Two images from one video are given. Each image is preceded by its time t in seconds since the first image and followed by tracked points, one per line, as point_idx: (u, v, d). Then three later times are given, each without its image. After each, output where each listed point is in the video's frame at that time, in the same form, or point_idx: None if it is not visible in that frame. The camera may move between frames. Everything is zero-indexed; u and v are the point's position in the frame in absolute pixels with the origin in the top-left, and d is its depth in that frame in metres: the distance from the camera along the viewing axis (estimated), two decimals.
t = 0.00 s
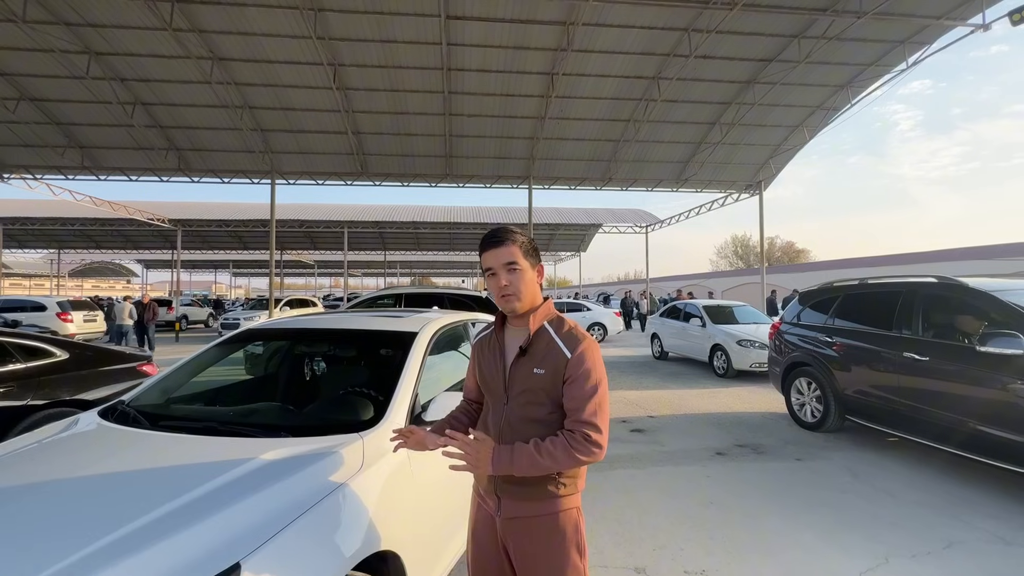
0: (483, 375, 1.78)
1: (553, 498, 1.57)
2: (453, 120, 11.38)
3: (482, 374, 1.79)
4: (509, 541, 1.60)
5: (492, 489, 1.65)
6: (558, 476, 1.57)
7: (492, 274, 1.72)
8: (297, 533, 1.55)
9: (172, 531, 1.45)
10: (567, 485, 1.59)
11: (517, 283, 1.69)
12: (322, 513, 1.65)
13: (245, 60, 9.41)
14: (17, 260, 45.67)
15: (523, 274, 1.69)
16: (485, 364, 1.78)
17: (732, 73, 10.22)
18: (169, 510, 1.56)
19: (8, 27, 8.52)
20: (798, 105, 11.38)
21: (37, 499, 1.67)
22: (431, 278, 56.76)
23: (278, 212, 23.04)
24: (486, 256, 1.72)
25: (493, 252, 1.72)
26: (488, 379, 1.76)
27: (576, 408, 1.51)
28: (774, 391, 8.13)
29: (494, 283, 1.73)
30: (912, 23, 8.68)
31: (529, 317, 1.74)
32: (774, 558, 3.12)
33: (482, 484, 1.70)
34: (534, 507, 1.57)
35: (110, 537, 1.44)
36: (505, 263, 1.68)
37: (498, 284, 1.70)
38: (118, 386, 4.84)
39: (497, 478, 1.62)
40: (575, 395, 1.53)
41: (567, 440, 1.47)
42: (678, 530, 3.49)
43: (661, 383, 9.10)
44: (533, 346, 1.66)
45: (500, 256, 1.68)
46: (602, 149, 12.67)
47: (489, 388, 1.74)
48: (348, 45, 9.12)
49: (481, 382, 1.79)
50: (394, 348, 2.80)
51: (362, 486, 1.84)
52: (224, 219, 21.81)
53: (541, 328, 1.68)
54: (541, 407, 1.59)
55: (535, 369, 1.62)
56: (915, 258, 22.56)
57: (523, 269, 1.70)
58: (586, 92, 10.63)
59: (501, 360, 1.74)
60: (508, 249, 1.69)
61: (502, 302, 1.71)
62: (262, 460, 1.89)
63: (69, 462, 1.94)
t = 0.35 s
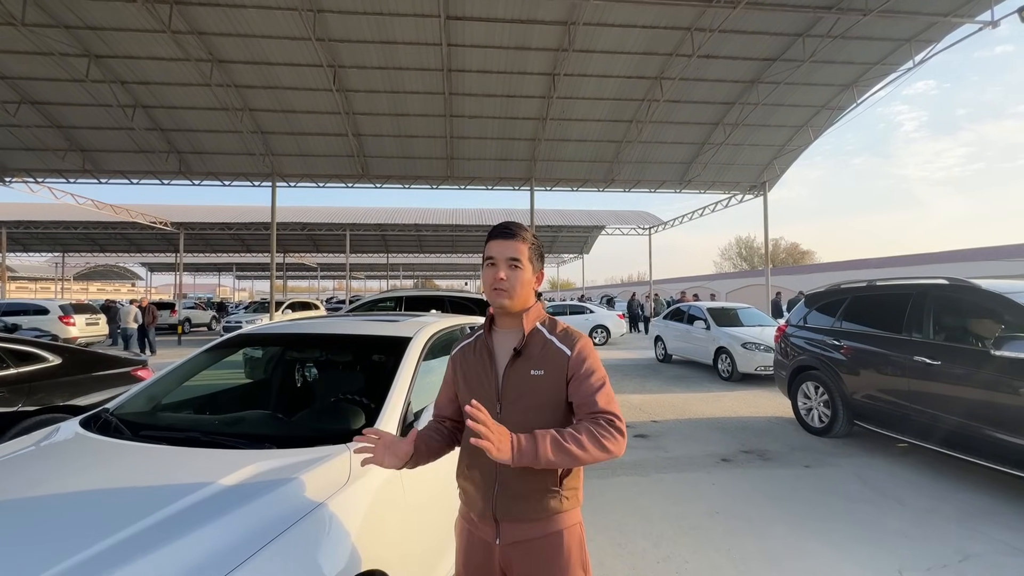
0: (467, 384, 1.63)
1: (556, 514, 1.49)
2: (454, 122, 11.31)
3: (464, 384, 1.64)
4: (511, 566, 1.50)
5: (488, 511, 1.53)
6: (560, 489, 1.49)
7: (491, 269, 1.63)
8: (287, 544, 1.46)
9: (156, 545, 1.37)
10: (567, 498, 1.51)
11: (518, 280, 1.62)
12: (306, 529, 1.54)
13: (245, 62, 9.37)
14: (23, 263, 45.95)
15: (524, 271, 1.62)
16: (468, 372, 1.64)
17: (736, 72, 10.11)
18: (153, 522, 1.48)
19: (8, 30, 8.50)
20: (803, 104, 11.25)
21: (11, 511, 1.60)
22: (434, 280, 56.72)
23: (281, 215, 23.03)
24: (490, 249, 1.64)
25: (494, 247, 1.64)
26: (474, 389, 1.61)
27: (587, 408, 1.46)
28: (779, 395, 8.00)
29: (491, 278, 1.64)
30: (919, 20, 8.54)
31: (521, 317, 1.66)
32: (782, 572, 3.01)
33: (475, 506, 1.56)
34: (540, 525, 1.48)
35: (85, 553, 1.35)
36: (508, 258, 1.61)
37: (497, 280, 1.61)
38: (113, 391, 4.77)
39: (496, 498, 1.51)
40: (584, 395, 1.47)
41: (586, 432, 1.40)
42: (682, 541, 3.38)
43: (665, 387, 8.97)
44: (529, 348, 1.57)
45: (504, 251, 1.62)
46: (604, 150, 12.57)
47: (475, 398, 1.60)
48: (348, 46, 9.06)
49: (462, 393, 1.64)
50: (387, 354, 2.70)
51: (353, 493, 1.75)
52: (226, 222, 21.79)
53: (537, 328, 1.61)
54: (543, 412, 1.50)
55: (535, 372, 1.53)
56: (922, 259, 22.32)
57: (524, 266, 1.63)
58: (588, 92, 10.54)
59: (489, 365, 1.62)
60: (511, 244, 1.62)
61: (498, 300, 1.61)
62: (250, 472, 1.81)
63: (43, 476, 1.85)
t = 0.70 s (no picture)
0: (465, 388, 1.49)
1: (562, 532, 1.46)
2: (456, 123, 11.26)
3: (463, 390, 1.49)
4: None
5: (493, 528, 1.43)
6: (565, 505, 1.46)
7: (504, 262, 1.53)
8: (260, 563, 1.35)
9: (126, 561, 1.29)
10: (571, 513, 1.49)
11: (530, 277, 1.54)
12: (290, 543, 1.44)
13: (246, 64, 9.34)
14: (28, 266, 46.15)
15: (537, 267, 1.56)
16: (469, 376, 1.50)
17: (740, 72, 10.01)
18: (118, 539, 1.37)
19: (10, 33, 8.51)
20: (808, 104, 11.13)
21: None
22: (437, 282, 56.69)
23: (284, 218, 23.04)
24: (503, 242, 1.55)
25: (507, 239, 1.55)
26: (475, 394, 1.47)
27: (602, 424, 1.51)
28: (785, 399, 7.88)
29: (503, 272, 1.53)
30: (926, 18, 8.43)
31: (526, 318, 1.58)
32: None
33: (477, 525, 1.45)
34: (547, 540, 1.43)
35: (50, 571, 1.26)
36: (523, 253, 1.53)
37: (511, 275, 1.52)
38: (109, 395, 4.72)
39: (503, 515, 1.42)
40: (596, 411, 1.52)
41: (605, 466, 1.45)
42: (686, 548, 3.30)
43: (669, 390, 8.88)
44: (539, 352, 1.51)
45: (518, 245, 1.53)
46: (607, 151, 12.48)
47: (478, 407, 1.46)
48: (349, 48, 9.03)
49: (460, 401, 1.49)
50: (380, 358, 2.63)
51: (333, 509, 1.62)
52: (230, 224, 21.82)
53: (545, 331, 1.56)
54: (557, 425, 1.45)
55: (548, 377, 1.47)
56: (930, 260, 22.09)
57: (537, 263, 1.56)
58: (591, 93, 10.48)
59: (493, 368, 1.50)
60: (526, 237, 1.54)
61: (509, 296, 1.52)
62: (228, 483, 1.69)
63: (19, 484, 1.78)
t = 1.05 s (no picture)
0: (471, 398, 1.45)
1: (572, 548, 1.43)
2: (457, 124, 11.24)
3: (469, 401, 1.45)
4: None
5: (498, 544, 1.39)
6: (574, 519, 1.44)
7: (508, 266, 1.50)
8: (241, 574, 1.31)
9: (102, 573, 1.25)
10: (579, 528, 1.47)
11: (535, 280, 1.50)
12: (273, 552, 1.40)
13: (247, 65, 9.34)
14: (32, 267, 46.34)
15: (542, 270, 1.52)
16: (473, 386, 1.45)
17: (743, 72, 9.96)
18: (95, 550, 1.34)
19: (12, 35, 8.54)
20: (811, 104, 11.07)
21: None
22: (439, 284, 56.69)
23: (286, 219, 23.06)
24: (505, 244, 1.51)
25: (510, 241, 1.50)
26: (481, 405, 1.43)
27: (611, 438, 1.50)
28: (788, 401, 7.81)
29: (507, 277, 1.49)
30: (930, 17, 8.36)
31: (532, 323, 1.55)
32: None
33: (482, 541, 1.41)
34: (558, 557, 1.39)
35: None
36: (528, 256, 1.49)
37: (516, 279, 1.48)
38: (107, 396, 4.69)
39: (511, 530, 1.38)
40: (605, 423, 1.50)
41: (610, 484, 1.46)
42: (687, 554, 3.25)
43: (671, 392, 8.82)
44: (548, 361, 1.48)
45: (522, 247, 1.49)
46: (609, 152, 12.45)
47: (486, 418, 1.42)
48: (349, 49, 9.03)
49: (465, 411, 1.45)
50: (375, 360, 2.60)
51: (322, 515, 1.59)
52: (232, 225, 21.86)
53: (553, 338, 1.53)
54: (567, 438, 1.43)
55: (557, 388, 1.44)
56: (934, 262, 21.96)
57: (543, 267, 1.52)
58: (592, 94, 10.45)
59: (500, 377, 1.46)
60: (529, 238, 1.51)
61: (516, 302, 1.48)
62: (214, 489, 1.66)
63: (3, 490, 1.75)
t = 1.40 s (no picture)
0: (473, 396, 1.48)
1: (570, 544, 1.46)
2: (459, 125, 11.28)
3: (471, 399, 1.49)
4: None
5: (499, 538, 1.42)
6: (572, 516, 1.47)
7: (509, 268, 1.53)
8: (248, 567, 1.34)
9: (116, 563, 1.29)
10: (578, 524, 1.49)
11: (536, 283, 1.53)
12: (279, 546, 1.44)
13: (251, 67, 9.40)
14: (35, 267, 46.52)
15: (542, 272, 1.55)
16: (475, 385, 1.49)
17: (745, 73, 9.98)
18: (108, 543, 1.38)
19: (18, 37, 8.61)
20: (813, 106, 11.09)
21: None
22: (441, 284, 56.73)
23: (288, 220, 23.14)
24: (505, 247, 1.54)
25: (509, 244, 1.54)
26: (483, 404, 1.47)
27: (612, 437, 1.52)
28: (789, 403, 7.83)
29: (508, 280, 1.53)
30: (931, 19, 8.38)
31: (533, 324, 1.58)
32: None
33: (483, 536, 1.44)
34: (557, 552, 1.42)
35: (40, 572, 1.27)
36: (527, 258, 1.52)
37: (517, 282, 1.51)
38: (112, 395, 4.74)
39: (511, 525, 1.41)
40: (605, 422, 1.53)
41: (609, 482, 1.48)
42: (686, 554, 3.28)
43: (672, 392, 8.85)
44: (549, 362, 1.51)
45: (521, 250, 1.52)
46: (610, 154, 12.49)
47: (488, 416, 1.45)
48: (352, 51, 9.08)
49: (467, 409, 1.49)
50: (377, 360, 2.64)
51: (328, 510, 1.63)
52: (235, 226, 21.94)
53: (554, 338, 1.56)
54: (566, 437, 1.45)
55: (558, 388, 1.47)
56: (936, 263, 21.94)
57: (543, 269, 1.55)
58: (594, 95, 10.48)
59: (501, 376, 1.49)
60: (529, 241, 1.54)
61: (517, 304, 1.52)
62: (222, 485, 1.70)
63: (16, 485, 1.79)
